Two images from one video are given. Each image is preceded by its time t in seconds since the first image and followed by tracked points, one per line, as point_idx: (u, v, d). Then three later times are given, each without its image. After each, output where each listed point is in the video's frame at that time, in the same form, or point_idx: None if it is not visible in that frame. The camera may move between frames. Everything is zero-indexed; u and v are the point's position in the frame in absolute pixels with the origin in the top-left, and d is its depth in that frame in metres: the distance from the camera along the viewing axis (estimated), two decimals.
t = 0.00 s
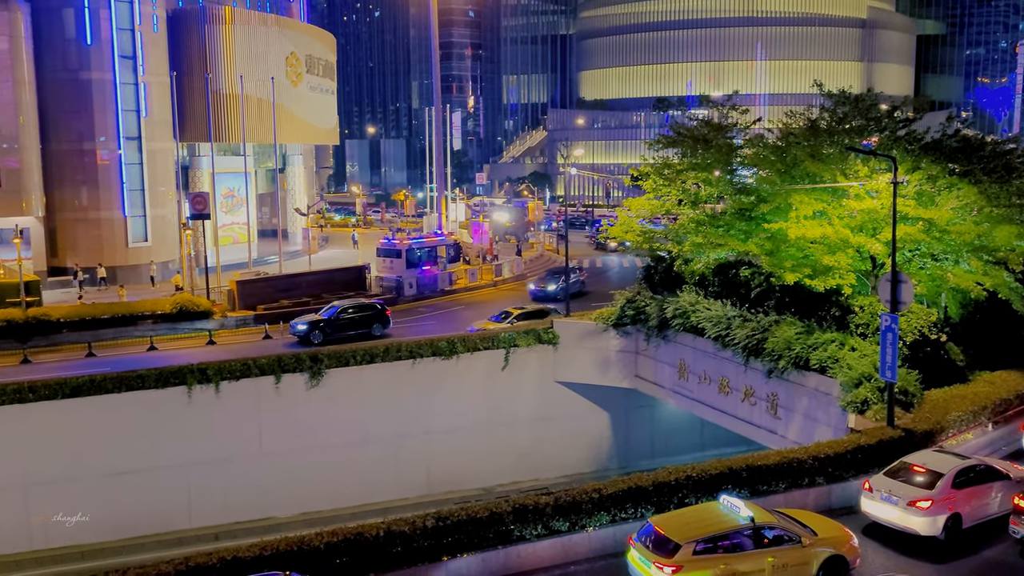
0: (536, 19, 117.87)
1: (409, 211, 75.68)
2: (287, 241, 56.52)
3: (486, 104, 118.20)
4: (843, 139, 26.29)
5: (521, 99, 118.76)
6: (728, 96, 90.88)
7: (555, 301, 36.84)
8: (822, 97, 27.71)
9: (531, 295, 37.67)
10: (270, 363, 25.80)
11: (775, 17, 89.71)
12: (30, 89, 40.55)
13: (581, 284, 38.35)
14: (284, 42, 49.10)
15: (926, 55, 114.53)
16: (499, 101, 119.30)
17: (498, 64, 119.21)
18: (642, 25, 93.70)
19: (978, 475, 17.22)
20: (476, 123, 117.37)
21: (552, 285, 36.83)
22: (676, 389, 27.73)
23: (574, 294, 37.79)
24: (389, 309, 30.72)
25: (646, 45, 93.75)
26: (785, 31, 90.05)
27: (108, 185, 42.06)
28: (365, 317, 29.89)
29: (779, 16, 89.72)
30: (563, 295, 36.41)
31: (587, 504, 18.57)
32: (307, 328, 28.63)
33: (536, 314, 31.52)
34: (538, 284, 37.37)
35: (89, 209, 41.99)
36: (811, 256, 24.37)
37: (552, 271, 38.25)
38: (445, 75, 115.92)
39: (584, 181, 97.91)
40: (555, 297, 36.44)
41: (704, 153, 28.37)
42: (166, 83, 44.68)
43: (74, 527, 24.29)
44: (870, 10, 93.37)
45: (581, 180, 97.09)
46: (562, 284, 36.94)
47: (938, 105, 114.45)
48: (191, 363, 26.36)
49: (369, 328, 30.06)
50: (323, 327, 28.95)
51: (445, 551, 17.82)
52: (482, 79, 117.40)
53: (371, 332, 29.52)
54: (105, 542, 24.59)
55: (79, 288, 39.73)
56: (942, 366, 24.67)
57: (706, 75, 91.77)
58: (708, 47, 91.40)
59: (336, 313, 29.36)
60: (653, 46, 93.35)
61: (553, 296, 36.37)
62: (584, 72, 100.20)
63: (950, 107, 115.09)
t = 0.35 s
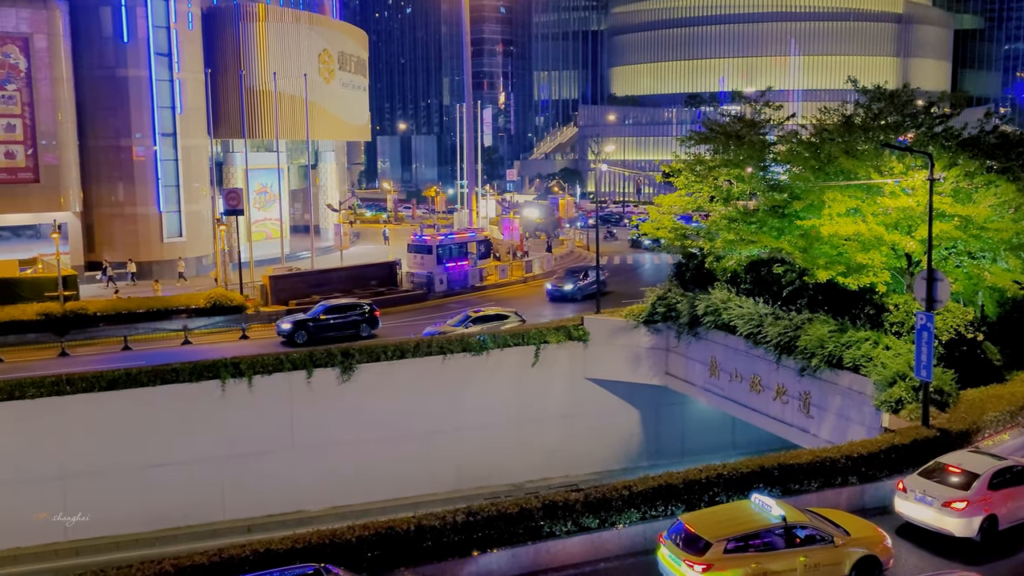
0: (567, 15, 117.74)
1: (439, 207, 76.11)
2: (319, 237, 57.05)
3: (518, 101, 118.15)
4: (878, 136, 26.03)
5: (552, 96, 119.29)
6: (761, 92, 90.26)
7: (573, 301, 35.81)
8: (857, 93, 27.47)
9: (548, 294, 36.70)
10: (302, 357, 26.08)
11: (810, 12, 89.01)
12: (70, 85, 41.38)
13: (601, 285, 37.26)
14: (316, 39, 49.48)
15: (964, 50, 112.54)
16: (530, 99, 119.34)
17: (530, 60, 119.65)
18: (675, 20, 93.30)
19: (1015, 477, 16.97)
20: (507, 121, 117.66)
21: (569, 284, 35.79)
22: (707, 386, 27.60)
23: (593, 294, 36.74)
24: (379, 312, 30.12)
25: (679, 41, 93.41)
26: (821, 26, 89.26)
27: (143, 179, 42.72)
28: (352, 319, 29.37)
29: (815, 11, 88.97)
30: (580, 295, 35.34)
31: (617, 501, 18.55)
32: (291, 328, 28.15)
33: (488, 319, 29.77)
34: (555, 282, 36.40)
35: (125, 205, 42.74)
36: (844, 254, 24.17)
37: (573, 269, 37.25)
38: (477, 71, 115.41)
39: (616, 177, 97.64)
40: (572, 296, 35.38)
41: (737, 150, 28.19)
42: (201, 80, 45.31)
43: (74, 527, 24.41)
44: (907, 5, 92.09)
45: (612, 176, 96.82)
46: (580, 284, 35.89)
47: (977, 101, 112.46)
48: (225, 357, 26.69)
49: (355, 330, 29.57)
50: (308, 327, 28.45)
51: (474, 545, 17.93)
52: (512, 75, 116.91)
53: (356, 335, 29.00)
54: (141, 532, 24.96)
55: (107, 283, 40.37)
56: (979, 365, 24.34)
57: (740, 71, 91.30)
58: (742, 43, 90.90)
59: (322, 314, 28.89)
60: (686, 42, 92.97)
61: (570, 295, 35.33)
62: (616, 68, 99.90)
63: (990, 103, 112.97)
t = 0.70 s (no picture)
0: (603, 12, 116.58)
1: (474, 205, 76.40)
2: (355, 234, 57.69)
3: (552, 98, 119.46)
4: (919, 133, 25.67)
5: (587, 94, 117.93)
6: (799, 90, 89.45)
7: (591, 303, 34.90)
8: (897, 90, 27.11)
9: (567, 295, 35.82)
10: (338, 353, 26.31)
11: (849, 8, 87.97)
12: (113, 83, 42.36)
13: (624, 286, 36.17)
14: (353, 37, 49.75)
15: (1007, 45, 109.67)
16: (565, 96, 119.38)
17: (565, 58, 120.06)
18: (710, 17, 92.51)
19: None
20: (542, 118, 119.08)
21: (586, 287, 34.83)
22: (743, 385, 27.43)
23: (614, 296, 35.69)
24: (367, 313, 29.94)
25: (714, 38, 92.69)
26: (859, 23, 88.18)
27: (182, 177, 43.78)
28: (339, 318, 29.18)
29: (854, 7, 87.88)
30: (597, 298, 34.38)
31: (652, 500, 18.53)
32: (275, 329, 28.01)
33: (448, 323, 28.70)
34: (573, 283, 35.50)
35: (166, 202, 43.87)
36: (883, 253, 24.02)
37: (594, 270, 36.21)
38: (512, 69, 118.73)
39: (651, 175, 97.31)
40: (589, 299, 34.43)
41: (774, 147, 27.88)
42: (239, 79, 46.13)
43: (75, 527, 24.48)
44: None
45: (647, 174, 96.64)
46: (598, 286, 34.88)
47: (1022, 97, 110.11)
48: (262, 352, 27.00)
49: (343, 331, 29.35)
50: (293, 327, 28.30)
51: (507, 542, 18.02)
52: (547, 73, 119.91)
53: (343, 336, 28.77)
54: (180, 525, 25.35)
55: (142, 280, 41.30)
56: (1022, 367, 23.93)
57: (777, 68, 90.64)
58: (779, 40, 90.31)
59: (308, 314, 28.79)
60: (722, 39, 92.29)
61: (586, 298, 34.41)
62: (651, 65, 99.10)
63: None
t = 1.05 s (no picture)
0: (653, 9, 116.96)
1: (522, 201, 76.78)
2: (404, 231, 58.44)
3: (602, 95, 119.77)
4: (978, 130, 24.98)
5: (637, 90, 119.19)
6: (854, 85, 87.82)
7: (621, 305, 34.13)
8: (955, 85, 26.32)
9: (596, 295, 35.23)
10: (387, 349, 26.61)
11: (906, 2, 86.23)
12: (169, 81, 46.34)
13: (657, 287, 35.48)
14: (402, 36, 52.70)
15: None
16: (615, 93, 120.22)
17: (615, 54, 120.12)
18: (763, 12, 91.65)
19: None
20: (591, 114, 119.27)
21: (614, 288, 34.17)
22: (794, 385, 27.09)
23: (645, 298, 34.91)
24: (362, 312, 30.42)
25: (767, 33, 91.72)
26: (916, 17, 86.40)
27: (237, 173, 47.49)
28: (336, 318, 29.68)
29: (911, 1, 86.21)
30: (625, 301, 33.69)
31: (700, 499, 18.48)
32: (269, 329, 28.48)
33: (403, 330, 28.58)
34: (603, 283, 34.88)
35: (220, 198, 47.64)
36: (938, 251, 23.66)
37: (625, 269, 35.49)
38: (563, 66, 118.14)
39: (701, 172, 96.59)
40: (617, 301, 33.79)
41: (828, 144, 27.38)
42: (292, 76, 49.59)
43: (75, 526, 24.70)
44: None
45: (697, 171, 96.20)
46: (627, 288, 34.20)
47: None
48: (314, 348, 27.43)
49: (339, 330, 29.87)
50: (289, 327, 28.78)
51: (556, 539, 18.06)
52: (596, 70, 119.56)
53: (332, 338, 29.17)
54: (232, 516, 25.81)
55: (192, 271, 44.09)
56: None
57: (830, 64, 89.13)
58: (834, 34, 88.73)
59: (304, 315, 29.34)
60: (775, 34, 91.31)
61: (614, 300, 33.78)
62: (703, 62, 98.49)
63: None
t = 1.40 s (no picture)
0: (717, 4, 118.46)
1: (580, 198, 78.01)
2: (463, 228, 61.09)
3: (662, 92, 122.70)
4: None
5: (698, 86, 121.18)
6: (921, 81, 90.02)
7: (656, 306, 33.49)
8: None
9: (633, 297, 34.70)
10: (444, 345, 26.82)
11: None
12: (235, 80, 49.11)
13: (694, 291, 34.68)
14: (464, 33, 55.39)
15: None
16: (675, 90, 122.95)
17: (676, 50, 122.83)
18: (830, 7, 94.10)
19: None
20: (651, 112, 123.00)
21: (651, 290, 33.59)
22: (857, 387, 26.52)
23: (682, 301, 34.16)
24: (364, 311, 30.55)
25: (834, 29, 94.31)
26: (981, 11, 88.16)
27: (299, 170, 49.85)
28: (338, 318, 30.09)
29: None
30: (662, 303, 33.07)
31: (759, 501, 18.86)
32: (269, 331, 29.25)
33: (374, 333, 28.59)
34: (641, 285, 34.34)
35: (283, 194, 50.14)
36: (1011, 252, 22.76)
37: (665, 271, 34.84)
38: (621, 63, 120.97)
39: (762, 169, 98.09)
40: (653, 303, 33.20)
41: (895, 141, 26.98)
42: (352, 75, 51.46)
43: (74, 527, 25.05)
44: None
45: (759, 168, 97.72)
46: (664, 290, 33.58)
47: None
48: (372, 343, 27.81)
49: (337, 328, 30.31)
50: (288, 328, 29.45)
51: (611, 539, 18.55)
52: (656, 66, 122.00)
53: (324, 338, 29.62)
54: (290, 508, 26.35)
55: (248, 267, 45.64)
56: None
57: (897, 59, 91.15)
58: (902, 30, 90.53)
59: (306, 315, 29.98)
60: (841, 30, 93.74)
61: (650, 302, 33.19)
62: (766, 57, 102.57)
63: None
